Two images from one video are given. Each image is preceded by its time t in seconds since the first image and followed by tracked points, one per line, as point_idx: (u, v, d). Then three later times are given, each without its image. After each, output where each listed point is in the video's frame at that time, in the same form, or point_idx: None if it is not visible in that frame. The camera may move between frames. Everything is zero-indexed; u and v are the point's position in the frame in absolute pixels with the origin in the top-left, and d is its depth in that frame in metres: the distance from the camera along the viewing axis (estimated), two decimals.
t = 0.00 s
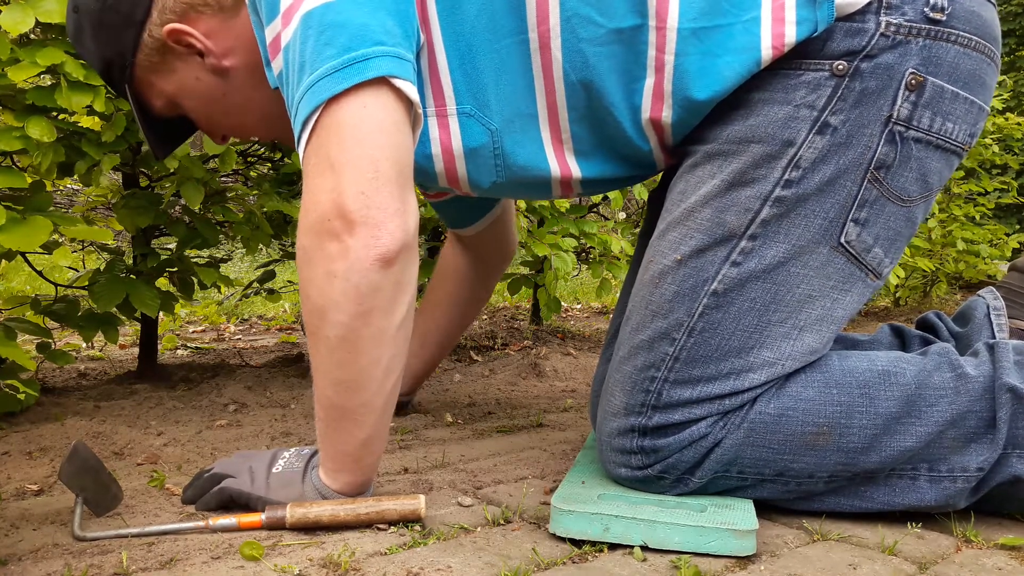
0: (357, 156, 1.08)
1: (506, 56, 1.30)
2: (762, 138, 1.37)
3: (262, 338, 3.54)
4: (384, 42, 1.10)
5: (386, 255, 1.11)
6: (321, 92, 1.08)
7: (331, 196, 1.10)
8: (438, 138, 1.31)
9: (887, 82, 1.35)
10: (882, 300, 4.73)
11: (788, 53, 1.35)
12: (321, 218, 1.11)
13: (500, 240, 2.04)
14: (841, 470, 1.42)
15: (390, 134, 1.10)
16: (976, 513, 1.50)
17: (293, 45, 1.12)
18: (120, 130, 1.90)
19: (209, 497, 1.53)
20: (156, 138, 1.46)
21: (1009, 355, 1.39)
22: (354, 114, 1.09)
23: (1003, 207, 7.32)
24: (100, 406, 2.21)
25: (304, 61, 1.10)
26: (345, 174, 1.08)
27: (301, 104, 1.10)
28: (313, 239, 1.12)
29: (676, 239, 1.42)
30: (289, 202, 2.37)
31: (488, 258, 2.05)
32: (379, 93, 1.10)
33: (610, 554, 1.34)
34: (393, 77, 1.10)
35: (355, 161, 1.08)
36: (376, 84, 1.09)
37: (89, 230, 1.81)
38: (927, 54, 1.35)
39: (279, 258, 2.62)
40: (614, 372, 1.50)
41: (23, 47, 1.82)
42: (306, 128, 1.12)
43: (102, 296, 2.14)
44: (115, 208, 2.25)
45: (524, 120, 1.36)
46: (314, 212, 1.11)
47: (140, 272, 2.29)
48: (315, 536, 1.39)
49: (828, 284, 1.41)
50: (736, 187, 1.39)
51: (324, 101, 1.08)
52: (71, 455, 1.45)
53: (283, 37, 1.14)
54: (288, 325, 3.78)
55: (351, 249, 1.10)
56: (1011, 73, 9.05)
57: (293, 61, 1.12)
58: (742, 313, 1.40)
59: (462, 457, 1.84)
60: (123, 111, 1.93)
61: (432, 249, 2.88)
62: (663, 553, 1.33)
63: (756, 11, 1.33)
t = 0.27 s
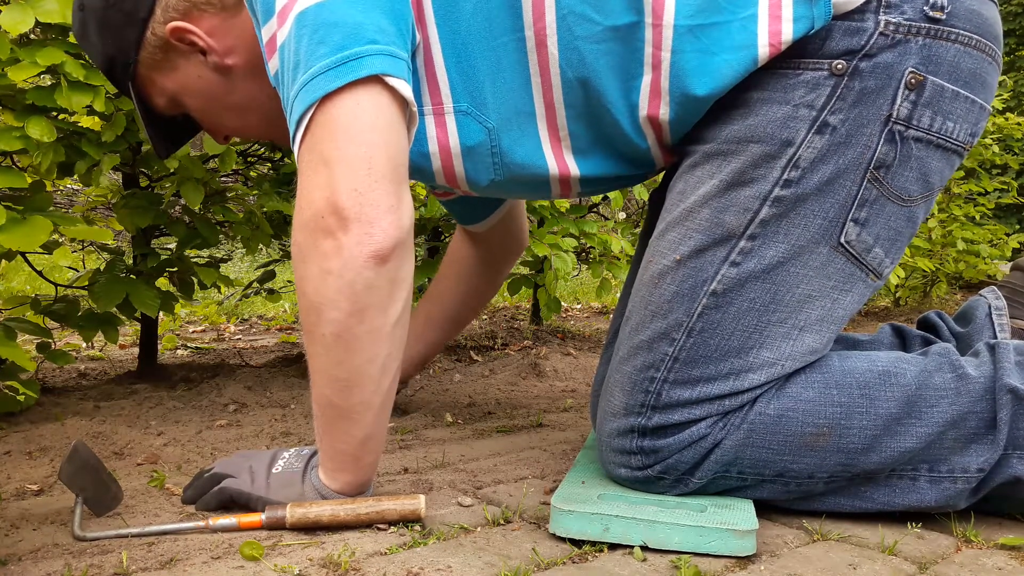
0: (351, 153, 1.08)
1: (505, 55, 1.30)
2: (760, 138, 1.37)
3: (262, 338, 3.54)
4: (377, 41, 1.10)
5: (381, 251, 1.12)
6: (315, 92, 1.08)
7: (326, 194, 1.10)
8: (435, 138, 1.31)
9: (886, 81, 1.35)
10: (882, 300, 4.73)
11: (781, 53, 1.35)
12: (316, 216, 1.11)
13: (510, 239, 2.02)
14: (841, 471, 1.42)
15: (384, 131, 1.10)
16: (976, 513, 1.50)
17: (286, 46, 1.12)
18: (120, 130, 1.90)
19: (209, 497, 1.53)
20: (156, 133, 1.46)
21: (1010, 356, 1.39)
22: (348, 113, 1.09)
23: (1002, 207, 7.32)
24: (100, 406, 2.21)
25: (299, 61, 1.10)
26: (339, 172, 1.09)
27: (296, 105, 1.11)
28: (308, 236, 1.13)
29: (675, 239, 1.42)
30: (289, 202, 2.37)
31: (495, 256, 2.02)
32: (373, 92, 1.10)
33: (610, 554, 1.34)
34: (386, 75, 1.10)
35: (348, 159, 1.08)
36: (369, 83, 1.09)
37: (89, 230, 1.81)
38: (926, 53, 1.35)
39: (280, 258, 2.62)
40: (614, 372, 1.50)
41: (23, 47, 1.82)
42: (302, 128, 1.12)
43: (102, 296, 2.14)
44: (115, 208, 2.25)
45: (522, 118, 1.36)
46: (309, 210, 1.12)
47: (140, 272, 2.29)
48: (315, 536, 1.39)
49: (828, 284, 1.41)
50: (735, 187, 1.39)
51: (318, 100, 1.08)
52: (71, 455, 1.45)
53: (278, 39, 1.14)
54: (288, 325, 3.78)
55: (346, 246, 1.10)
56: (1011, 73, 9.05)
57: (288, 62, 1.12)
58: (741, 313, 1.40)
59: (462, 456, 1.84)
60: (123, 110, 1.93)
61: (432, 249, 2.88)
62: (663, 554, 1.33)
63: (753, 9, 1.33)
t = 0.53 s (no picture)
0: (356, 153, 1.08)
1: (509, 53, 1.30)
2: (761, 137, 1.37)
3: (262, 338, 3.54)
4: (382, 41, 1.10)
5: (385, 251, 1.11)
6: (319, 90, 1.08)
7: (330, 194, 1.10)
8: (438, 136, 1.31)
9: (885, 80, 1.35)
10: (882, 300, 4.73)
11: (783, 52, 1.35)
12: (320, 215, 1.11)
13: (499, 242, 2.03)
14: (841, 469, 1.42)
15: (389, 132, 1.10)
16: (976, 513, 1.50)
17: (291, 44, 1.12)
18: (120, 130, 1.90)
19: (209, 497, 1.53)
20: (146, 129, 1.44)
21: (1009, 355, 1.39)
22: (353, 112, 1.09)
23: (1003, 207, 7.32)
24: (100, 406, 2.21)
25: (303, 60, 1.10)
26: (344, 171, 1.08)
27: (300, 103, 1.11)
28: (312, 236, 1.12)
29: (676, 238, 1.42)
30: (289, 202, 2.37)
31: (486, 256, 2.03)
32: (379, 92, 1.10)
33: (610, 554, 1.34)
34: (391, 75, 1.10)
35: (354, 159, 1.08)
36: (374, 82, 1.09)
37: (89, 230, 1.81)
38: (925, 52, 1.35)
39: (280, 258, 2.62)
40: (614, 371, 1.50)
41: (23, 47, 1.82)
42: (305, 127, 1.12)
43: (102, 296, 2.14)
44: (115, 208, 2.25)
45: (524, 117, 1.35)
46: (313, 210, 1.11)
47: (140, 272, 2.29)
48: (315, 536, 1.39)
49: (828, 283, 1.41)
50: (736, 185, 1.39)
51: (322, 99, 1.08)
52: (71, 455, 1.45)
53: (282, 36, 1.14)
54: (288, 325, 3.78)
55: (350, 245, 1.10)
56: (1011, 74, 9.05)
57: (292, 60, 1.12)
58: (742, 311, 1.40)
59: (462, 457, 1.84)
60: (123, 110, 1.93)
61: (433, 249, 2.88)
62: (663, 553, 1.33)
63: (754, 8, 1.33)
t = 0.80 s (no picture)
0: (355, 147, 1.09)
1: (509, 47, 1.31)
2: (759, 135, 1.37)
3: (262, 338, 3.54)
4: (384, 35, 1.10)
5: (382, 243, 1.12)
6: (321, 83, 1.08)
7: (328, 187, 1.10)
8: (436, 128, 1.32)
9: (882, 79, 1.35)
10: (882, 300, 4.73)
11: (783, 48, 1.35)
12: (318, 209, 1.11)
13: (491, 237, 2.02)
14: (841, 468, 1.42)
15: (388, 126, 1.11)
16: (976, 513, 1.50)
17: (292, 35, 1.12)
18: (120, 130, 1.90)
19: (209, 497, 1.53)
20: (132, 115, 1.41)
21: (1008, 354, 1.39)
22: (353, 106, 1.09)
23: (1003, 206, 7.32)
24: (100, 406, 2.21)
25: (305, 52, 1.10)
26: (343, 164, 1.09)
27: (300, 96, 1.11)
28: (309, 229, 1.13)
29: (675, 236, 1.42)
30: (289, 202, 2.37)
31: (477, 255, 2.03)
32: (379, 86, 1.10)
33: (609, 553, 1.34)
34: (393, 69, 1.10)
35: (353, 153, 1.09)
36: (375, 76, 1.10)
37: (89, 230, 1.81)
38: (922, 51, 1.35)
39: (280, 258, 2.62)
40: (614, 371, 1.50)
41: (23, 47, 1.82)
42: (304, 119, 1.11)
43: (102, 295, 2.14)
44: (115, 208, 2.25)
45: (522, 111, 1.36)
46: (311, 203, 1.12)
47: (140, 272, 2.29)
48: (315, 536, 1.39)
49: (827, 280, 1.40)
50: (735, 184, 1.39)
51: (323, 92, 1.08)
52: (71, 455, 1.45)
53: (283, 27, 1.14)
54: (288, 325, 3.78)
55: (348, 238, 1.11)
56: (1011, 74, 9.05)
57: (293, 51, 1.12)
58: (742, 309, 1.40)
59: (462, 456, 1.84)
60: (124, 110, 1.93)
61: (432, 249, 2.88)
62: (663, 553, 1.33)
63: (753, 6, 1.33)
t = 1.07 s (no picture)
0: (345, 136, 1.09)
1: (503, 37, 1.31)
2: (756, 135, 1.37)
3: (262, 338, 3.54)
4: (380, 25, 1.10)
5: (371, 226, 1.14)
6: (315, 69, 1.08)
7: (318, 172, 1.11)
8: (423, 103, 1.34)
9: (877, 79, 1.35)
10: (882, 300, 4.73)
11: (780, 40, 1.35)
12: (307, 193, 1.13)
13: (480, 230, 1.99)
14: (840, 468, 1.42)
15: (381, 115, 1.11)
16: (976, 513, 1.50)
17: (288, 17, 1.12)
18: (120, 130, 1.90)
19: (209, 497, 1.53)
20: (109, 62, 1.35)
21: (1007, 354, 1.39)
22: (344, 95, 1.09)
23: (1003, 207, 7.32)
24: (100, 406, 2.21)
25: (302, 37, 1.10)
26: (334, 152, 1.10)
27: (293, 79, 1.11)
28: (299, 212, 1.15)
29: (672, 237, 1.42)
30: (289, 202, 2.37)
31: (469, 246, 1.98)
32: (373, 76, 1.10)
33: (610, 554, 1.34)
34: (388, 59, 1.10)
35: (342, 142, 1.09)
36: (368, 68, 1.09)
37: (89, 230, 1.81)
38: (916, 51, 1.35)
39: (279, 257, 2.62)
40: (612, 371, 1.50)
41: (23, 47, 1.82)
42: (297, 103, 1.12)
43: (102, 295, 2.14)
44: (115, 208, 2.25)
45: (514, 97, 1.36)
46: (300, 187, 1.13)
47: (140, 272, 2.29)
48: (315, 536, 1.39)
49: (823, 280, 1.40)
50: (731, 184, 1.39)
51: (317, 80, 1.09)
52: (71, 455, 1.45)
53: (279, 9, 1.14)
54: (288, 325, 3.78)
55: (337, 223, 1.13)
56: (1011, 74, 9.05)
57: (288, 34, 1.12)
58: (739, 309, 1.40)
59: (462, 456, 1.84)
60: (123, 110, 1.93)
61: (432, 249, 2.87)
62: (663, 553, 1.33)
63: None
